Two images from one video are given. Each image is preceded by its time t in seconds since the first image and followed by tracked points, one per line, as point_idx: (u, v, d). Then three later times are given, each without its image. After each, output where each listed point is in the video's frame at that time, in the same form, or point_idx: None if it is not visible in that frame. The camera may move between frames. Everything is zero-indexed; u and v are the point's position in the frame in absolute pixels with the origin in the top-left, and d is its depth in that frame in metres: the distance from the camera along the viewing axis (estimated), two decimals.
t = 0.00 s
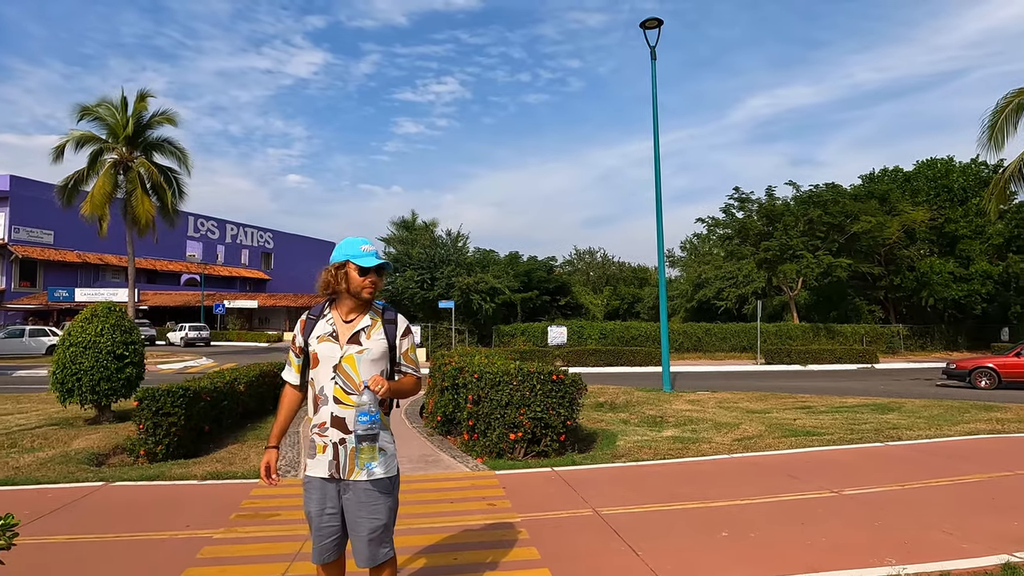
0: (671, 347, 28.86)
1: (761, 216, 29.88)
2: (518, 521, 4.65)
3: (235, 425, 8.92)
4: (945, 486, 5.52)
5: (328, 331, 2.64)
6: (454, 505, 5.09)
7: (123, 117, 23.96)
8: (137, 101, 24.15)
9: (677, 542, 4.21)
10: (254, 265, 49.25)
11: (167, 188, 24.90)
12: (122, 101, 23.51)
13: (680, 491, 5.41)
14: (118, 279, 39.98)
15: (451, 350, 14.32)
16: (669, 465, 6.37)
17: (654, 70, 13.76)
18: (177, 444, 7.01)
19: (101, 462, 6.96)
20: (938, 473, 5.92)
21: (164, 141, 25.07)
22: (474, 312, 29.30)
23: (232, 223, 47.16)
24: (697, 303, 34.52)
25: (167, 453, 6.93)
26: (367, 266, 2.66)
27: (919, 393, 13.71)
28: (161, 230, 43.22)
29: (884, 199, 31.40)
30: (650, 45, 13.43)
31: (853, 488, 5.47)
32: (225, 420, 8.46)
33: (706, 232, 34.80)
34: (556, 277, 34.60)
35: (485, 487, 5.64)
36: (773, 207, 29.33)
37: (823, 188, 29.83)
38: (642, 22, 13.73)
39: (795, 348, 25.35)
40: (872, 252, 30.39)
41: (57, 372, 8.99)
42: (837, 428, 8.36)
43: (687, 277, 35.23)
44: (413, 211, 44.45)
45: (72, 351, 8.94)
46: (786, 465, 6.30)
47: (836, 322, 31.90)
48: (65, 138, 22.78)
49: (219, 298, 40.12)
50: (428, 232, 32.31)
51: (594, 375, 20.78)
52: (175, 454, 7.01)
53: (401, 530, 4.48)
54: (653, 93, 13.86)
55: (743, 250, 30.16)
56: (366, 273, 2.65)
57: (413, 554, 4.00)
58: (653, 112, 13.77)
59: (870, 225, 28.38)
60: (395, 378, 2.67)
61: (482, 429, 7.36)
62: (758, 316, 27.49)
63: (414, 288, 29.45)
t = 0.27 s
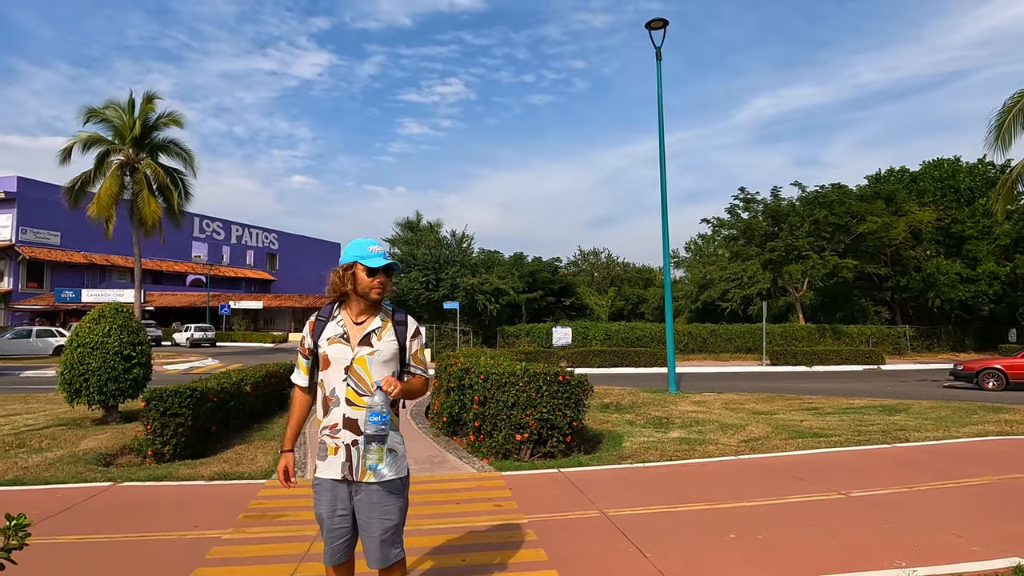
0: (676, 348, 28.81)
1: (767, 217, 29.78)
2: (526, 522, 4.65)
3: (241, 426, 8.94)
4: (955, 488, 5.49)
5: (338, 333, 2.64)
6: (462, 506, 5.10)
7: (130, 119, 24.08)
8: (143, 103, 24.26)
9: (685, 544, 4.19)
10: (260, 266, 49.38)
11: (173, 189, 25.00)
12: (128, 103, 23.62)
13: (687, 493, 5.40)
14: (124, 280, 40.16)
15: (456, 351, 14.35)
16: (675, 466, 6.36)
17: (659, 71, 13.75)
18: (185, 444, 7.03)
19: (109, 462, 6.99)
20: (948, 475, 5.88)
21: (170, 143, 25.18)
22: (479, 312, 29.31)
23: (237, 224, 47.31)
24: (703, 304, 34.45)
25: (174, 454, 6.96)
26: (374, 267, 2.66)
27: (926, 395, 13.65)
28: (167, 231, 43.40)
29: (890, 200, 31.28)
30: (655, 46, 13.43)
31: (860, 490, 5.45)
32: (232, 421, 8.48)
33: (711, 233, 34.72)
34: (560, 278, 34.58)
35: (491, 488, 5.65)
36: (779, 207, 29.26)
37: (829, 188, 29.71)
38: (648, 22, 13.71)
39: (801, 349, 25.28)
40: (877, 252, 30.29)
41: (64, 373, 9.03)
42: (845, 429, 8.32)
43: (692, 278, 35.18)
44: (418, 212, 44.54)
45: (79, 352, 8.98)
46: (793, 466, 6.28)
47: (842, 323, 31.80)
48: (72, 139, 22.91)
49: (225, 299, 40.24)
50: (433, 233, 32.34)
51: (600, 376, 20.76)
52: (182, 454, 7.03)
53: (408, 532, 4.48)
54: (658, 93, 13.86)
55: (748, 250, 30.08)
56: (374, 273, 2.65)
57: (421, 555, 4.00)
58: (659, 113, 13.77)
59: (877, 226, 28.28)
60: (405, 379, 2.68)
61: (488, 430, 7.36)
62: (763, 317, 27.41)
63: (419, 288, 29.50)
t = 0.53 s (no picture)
0: (683, 349, 28.72)
1: (774, 217, 29.68)
2: (534, 524, 4.64)
3: (250, 426, 8.97)
4: (966, 491, 5.44)
5: (349, 334, 2.64)
6: (470, 508, 5.09)
7: (138, 121, 24.22)
8: (151, 105, 24.40)
9: (694, 546, 4.18)
10: (266, 267, 49.57)
11: (181, 191, 25.12)
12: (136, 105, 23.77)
13: (696, 495, 5.37)
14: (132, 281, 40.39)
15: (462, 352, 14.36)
16: (683, 467, 6.34)
17: (666, 71, 13.74)
18: (193, 445, 7.05)
19: (118, 462, 7.03)
20: (959, 478, 5.84)
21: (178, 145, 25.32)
22: (485, 313, 29.33)
23: (244, 225, 47.51)
24: (709, 305, 34.37)
25: (183, 454, 6.99)
26: (373, 266, 2.64)
27: (935, 396, 13.56)
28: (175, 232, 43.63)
29: (898, 200, 31.13)
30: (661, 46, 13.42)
31: (871, 493, 5.41)
32: (241, 421, 8.51)
33: (718, 234, 34.61)
34: (566, 279, 34.57)
35: (499, 489, 5.64)
36: (786, 207, 29.15)
37: (836, 189, 29.61)
38: (654, 23, 13.71)
39: (808, 349, 25.16)
40: (885, 253, 30.14)
41: (74, 373, 9.09)
42: (854, 431, 8.27)
43: (698, 279, 35.12)
44: (424, 213, 44.63)
45: (89, 353, 9.05)
46: (802, 468, 6.24)
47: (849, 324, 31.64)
48: (81, 142, 23.07)
49: (232, 300, 40.40)
50: (439, 234, 32.39)
51: (606, 377, 20.74)
52: (191, 455, 7.07)
53: (416, 533, 4.48)
54: (665, 94, 13.85)
55: (755, 251, 29.99)
56: (374, 272, 2.64)
57: (429, 557, 4.00)
58: (665, 113, 13.75)
59: (884, 226, 28.16)
60: (415, 381, 2.69)
61: (496, 431, 7.35)
62: (770, 318, 27.31)
63: (425, 290, 29.56)
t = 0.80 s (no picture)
0: (689, 350, 28.62)
1: (781, 218, 29.55)
2: (542, 525, 4.64)
3: (257, 427, 9.01)
4: (976, 493, 5.41)
5: (359, 335, 2.66)
6: (478, 508, 5.09)
7: (146, 123, 24.38)
8: (159, 108, 24.55)
9: (703, 548, 4.16)
10: (273, 268, 49.77)
11: (189, 192, 25.26)
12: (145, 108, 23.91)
13: (704, 496, 5.36)
14: (140, 282, 40.62)
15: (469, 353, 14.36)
16: (691, 469, 6.33)
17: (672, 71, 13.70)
18: (201, 446, 7.09)
19: (127, 463, 7.07)
20: (969, 480, 5.80)
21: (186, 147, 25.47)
22: (491, 314, 29.34)
23: (251, 227, 47.71)
24: (716, 306, 34.26)
25: (192, 454, 7.02)
26: (379, 267, 2.65)
27: (944, 398, 13.47)
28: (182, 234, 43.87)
29: (906, 200, 30.96)
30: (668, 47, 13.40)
31: (880, 495, 5.38)
32: (248, 422, 8.55)
33: (724, 234, 34.50)
34: (572, 279, 34.54)
35: (506, 490, 5.65)
36: (793, 208, 29.01)
37: (844, 189, 29.48)
38: (661, 23, 13.67)
39: (816, 351, 25.04)
40: (893, 253, 29.98)
41: (84, 374, 9.14)
42: (862, 433, 8.23)
43: (704, 279, 35.02)
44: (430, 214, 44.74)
45: (99, 354, 9.11)
46: (811, 470, 6.22)
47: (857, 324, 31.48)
48: (90, 144, 23.24)
49: (239, 301, 40.57)
50: (445, 235, 32.44)
51: (613, 378, 20.71)
52: (199, 455, 7.10)
53: (424, 534, 4.49)
54: (671, 95, 13.82)
55: (762, 251, 29.87)
56: (379, 272, 2.64)
57: (437, 557, 4.00)
58: (672, 114, 13.73)
59: (892, 226, 28.01)
60: (425, 383, 2.69)
61: (502, 432, 7.35)
62: (778, 319, 27.20)
63: (431, 291, 29.59)
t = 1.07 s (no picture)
0: (698, 351, 28.51)
1: (790, 218, 29.40)
2: (551, 527, 4.63)
3: (266, 428, 9.05)
4: (990, 496, 5.35)
5: (369, 336, 2.67)
6: (487, 510, 5.09)
7: (156, 127, 24.56)
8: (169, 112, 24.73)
9: (712, 550, 4.14)
10: (282, 269, 50.01)
11: (199, 195, 25.43)
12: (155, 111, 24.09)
13: (713, 498, 5.33)
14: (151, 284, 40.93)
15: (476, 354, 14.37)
16: (700, 471, 6.30)
17: (681, 72, 13.64)
18: (211, 446, 7.14)
19: (138, 463, 7.13)
20: (982, 482, 5.74)
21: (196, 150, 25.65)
22: (498, 315, 29.36)
23: (260, 229, 47.96)
24: (724, 307, 34.11)
25: (202, 455, 7.06)
26: (385, 269, 2.66)
27: (956, 399, 13.35)
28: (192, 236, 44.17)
29: (917, 200, 30.71)
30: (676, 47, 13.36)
31: (892, 497, 5.33)
32: (257, 423, 8.59)
33: (733, 235, 34.35)
34: (580, 280, 34.51)
35: (514, 492, 5.64)
36: (802, 208, 28.85)
37: (854, 189, 29.31)
38: (669, 23, 13.63)
39: (825, 352, 24.89)
40: (904, 253, 29.76)
41: (95, 375, 9.22)
42: (873, 434, 8.16)
43: (713, 280, 34.88)
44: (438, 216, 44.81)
45: (110, 355, 9.18)
46: (822, 472, 6.17)
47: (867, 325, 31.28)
48: (102, 148, 23.45)
49: (248, 303, 40.78)
50: (453, 236, 32.50)
51: (621, 379, 20.67)
52: (209, 456, 7.14)
53: (433, 535, 4.49)
54: (680, 95, 13.78)
55: (771, 252, 29.71)
56: (383, 274, 2.65)
57: (446, 558, 4.01)
58: (680, 114, 13.69)
59: (903, 227, 27.80)
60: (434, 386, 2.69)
61: (510, 433, 7.35)
62: (787, 320, 27.06)
63: (439, 292, 29.64)
